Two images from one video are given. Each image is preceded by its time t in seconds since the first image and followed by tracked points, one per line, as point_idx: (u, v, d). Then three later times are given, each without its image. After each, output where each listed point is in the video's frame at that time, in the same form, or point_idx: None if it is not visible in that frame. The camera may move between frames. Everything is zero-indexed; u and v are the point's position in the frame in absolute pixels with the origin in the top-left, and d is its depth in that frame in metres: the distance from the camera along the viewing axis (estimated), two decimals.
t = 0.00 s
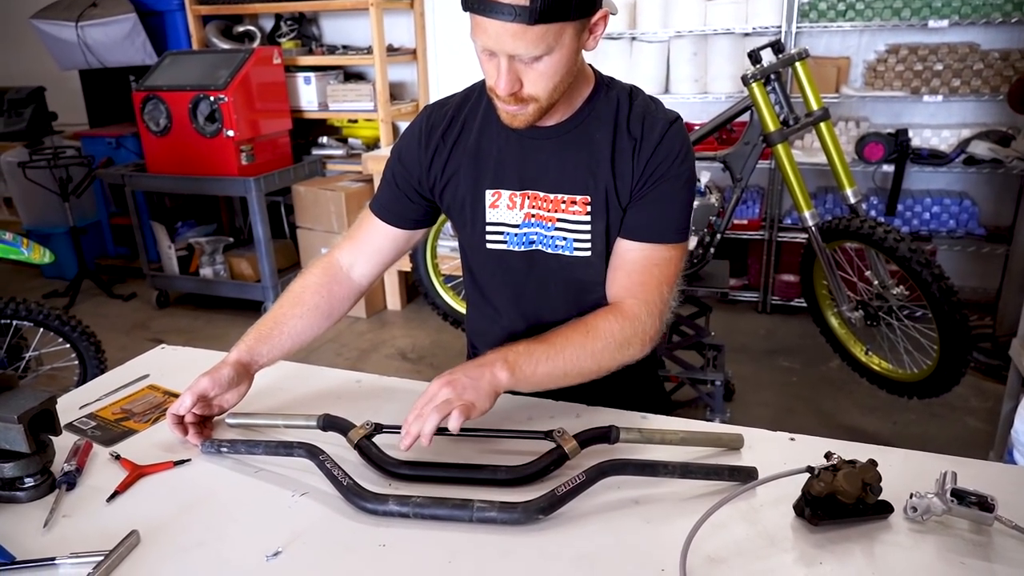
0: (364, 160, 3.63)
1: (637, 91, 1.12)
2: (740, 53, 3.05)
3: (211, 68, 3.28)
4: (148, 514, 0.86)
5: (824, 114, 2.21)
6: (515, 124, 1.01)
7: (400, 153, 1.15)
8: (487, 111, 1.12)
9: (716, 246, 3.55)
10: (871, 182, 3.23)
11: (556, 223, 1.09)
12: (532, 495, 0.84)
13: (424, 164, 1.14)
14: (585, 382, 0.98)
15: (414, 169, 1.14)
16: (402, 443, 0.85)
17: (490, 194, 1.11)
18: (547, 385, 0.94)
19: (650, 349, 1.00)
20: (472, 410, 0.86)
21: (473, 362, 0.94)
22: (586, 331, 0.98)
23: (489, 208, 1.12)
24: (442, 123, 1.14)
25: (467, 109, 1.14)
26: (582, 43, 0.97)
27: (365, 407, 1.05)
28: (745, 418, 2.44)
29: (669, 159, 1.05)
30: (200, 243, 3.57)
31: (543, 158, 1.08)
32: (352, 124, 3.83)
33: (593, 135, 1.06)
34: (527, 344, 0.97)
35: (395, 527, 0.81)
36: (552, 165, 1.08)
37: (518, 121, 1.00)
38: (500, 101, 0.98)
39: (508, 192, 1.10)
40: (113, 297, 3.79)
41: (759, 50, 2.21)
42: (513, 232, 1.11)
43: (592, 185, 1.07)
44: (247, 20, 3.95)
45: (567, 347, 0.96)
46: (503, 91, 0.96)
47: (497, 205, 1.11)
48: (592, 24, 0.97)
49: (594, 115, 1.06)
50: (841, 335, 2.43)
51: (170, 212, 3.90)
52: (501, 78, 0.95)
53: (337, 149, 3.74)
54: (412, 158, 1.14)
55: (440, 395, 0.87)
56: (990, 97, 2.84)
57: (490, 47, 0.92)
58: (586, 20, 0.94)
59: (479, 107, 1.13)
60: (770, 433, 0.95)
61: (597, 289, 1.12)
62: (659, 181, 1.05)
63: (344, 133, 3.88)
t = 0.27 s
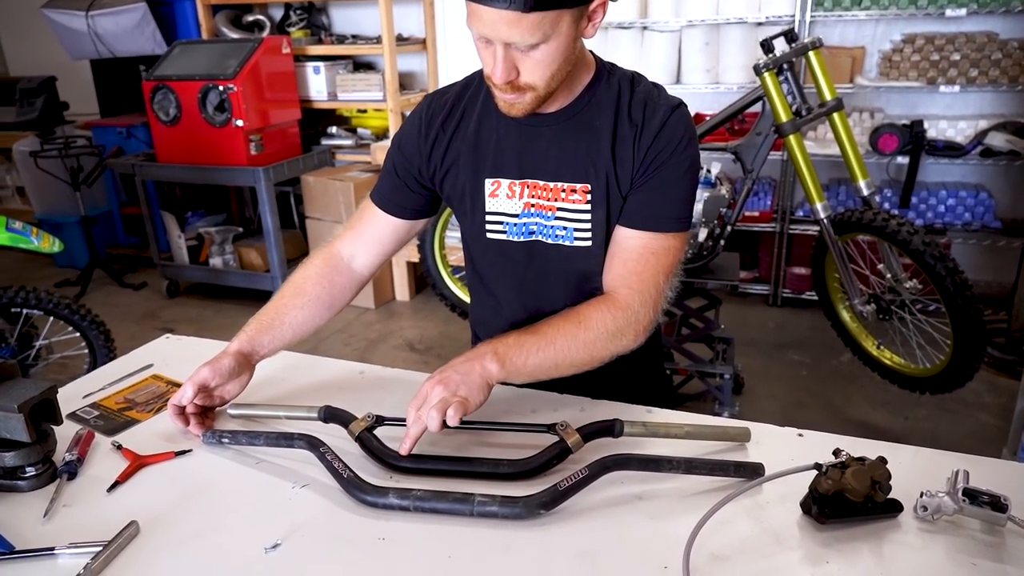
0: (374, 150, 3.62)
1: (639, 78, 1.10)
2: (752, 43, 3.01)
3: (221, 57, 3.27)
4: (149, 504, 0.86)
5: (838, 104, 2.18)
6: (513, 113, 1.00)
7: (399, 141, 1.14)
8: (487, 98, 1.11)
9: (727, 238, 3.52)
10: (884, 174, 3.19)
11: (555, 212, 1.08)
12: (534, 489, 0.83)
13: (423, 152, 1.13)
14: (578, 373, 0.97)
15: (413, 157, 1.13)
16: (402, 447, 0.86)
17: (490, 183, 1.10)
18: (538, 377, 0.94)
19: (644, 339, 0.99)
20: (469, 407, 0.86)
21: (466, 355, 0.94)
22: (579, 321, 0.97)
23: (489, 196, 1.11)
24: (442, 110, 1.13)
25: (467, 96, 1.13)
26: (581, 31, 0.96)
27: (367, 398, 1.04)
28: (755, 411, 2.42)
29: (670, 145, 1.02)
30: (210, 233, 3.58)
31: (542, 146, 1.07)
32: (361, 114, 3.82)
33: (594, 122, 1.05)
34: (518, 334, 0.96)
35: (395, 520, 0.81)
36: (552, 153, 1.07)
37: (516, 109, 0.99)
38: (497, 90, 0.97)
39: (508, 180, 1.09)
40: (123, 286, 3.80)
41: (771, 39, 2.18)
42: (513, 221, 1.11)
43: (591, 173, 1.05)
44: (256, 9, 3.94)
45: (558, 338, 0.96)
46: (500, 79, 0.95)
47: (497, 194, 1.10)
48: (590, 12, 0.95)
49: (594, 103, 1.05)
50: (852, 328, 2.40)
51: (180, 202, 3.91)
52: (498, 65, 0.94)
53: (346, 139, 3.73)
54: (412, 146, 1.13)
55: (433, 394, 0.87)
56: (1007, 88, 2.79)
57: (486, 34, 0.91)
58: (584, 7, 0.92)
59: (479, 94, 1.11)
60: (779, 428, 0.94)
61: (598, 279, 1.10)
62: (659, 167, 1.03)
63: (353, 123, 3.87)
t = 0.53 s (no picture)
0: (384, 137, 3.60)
1: (646, 61, 1.09)
2: (768, 28, 2.95)
3: (231, 43, 3.25)
4: (147, 492, 0.85)
5: (854, 90, 2.14)
6: (518, 95, 0.98)
7: (402, 125, 1.13)
8: (491, 81, 1.09)
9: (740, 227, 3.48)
10: (902, 163, 3.14)
11: (559, 197, 1.06)
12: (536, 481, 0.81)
13: (426, 136, 1.12)
14: (583, 362, 0.96)
15: (415, 141, 1.12)
16: (402, 437, 0.84)
17: (493, 167, 1.09)
18: (541, 367, 0.92)
19: (649, 327, 0.97)
20: (469, 398, 0.85)
21: (468, 345, 0.93)
22: (583, 310, 0.95)
23: (492, 181, 1.10)
24: (445, 94, 1.11)
25: (470, 80, 1.11)
26: (587, 12, 0.94)
27: (369, 386, 1.03)
28: (766, 403, 2.40)
29: (678, 129, 1.00)
30: (221, 219, 3.59)
31: (547, 130, 1.06)
32: (372, 101, 3.80)
33: (599, 106, 1.03)
34: (521, 324, 0.95)
35: (394, 511, 0.79)
36: (556, 137, 1.05)
37: (521, 92, 0.97)
38: (502, 72, 0.95)
39: (511, 164, 1.08)
40: (135, 272, 3.82)
41: (787, 24, 2.14)
42: (517, 207, 1.09)
43: (596, 158, 1.04)
44: None
45: (562, 328, 0.94)
46: (505, 61, 0.93)
47: (500, 179, 1.09)
48: None
49: (599, 86, 1.03)
50: (866, 319, 2.36)
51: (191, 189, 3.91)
52: (502, 47, 0.92)
53: (357, 126, 3.72)
54: (414, 130, 1.12)
55: (433, 384, 0.86)
56: None
57: (491, 14, 0.89)
58: None
59: (482, 78, 1.10)
60: (787, 421, 0.92)
61: (603, 265, 1.08)
62: (666, 151, 1.00)
63: (364, 110, 3.85)
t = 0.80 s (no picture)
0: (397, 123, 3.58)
1: (654, 41, 1.06)
2: (786, 9, 2.89)
3: (243, 28, 3.24)
4: (148, 477, 0.84)
5: (874, 72, 2.09)
6: (521, 76, 0.96)
7: (404, 108, 1.12)
8: (494, 63, 1.07)
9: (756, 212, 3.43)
10: (923, 147, 3.08)
11: (564, 180, 1.04)
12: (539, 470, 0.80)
13: (429, 120, 1.10)
14: (588, 349, 0.94)
15: (418, 125, 1.11)
16: (403, 424, 0.83)
17: (496, 150, 1.07)
18: (545, 353, 0.91)
19: (655, 313, 0.95)
20: (471, 385, 0.83)
21: (470, 331, 0.91)
22: (588, 296, 0.93)
23: (496, 164, 1.08)
24: (448, 76, 1.10)
25: (474, 61, 1.10)
26: None
27: (373, 372, 1.02)
28: (780, 391, 2.37)
29: (687, 110, 0.97)
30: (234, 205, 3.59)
31: (551, 112, 1.04)
32: (385, 86, 3.78)
33: (605, 87, 1.01)
34: (525, 309, 0.93)
35: (394, 499, 0.78)
36: (561, 119, 1.03)
37: (524, 73, 0.95)
38: (504, 53, 0.93)
39: (515, 147, 1.06)
40: (151, 258, 3.84)
41: (805, 4, 2.09)
42: (521, 191, 1.07)
43: (602, 140, 1.02)
44: None
45: (566, 313, 0.92)
46: (507, 41, 0.91)
47: (504, 162, 1.07)
48: None
49: (605, 67, 1.01)
50: (884, 307, 2.32)
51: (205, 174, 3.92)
52: (504, 26, 0.90)
53: (369, 111, 3.70)
54: (417, 112, 1.10)
55: (434, 370, 0.85)
56: None
57: None
58: None
59: (486, 59, 1.08)
60: (798, 410, 0.90)
61: (609, 251, 1.06)
62: (674, 133, 0.98)
63: (377, 95, 3.83)
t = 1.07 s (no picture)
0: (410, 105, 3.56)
1: (664, 16, 1.03)
2: None
3: (255, 9, 3.22)
4: (150, 458, 0.84)
5: (894, 51, 2.03)
6: (523, 52, 0.95)
7: (407, 86, 1.10)
8: (498, 39, 1.06)
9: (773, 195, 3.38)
10: (945, 128, 3.01)
11: (569, 159, 1.03)
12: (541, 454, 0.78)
13: (432, 98, 1.08)
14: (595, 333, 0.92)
15: (421, 103, 1.09)
16: (406, 407, 0.82)
17: (500, 129, 1.06)
18: (551, 337, 0.89)
19: (663, 297, 0.93)
20: (477, 368, 0.82)
21: (474, 314, 0.90)
22: (595, 279, 0.91)
23: (499, 143, 1.06)
24: (451, 53, 1.08)
25: (478, 38, 1.08)
26: None
27: (377, 354, 1.01)
28: (795, 375, 2.34)
29: (695, 86, 0.95)
30: (248, 187, 3.58)
31: (556, 89, 1.02)
32: (398, 67, 3.76)
33: (611, 64, 0.99)
34: (530, 292, 0.91)
35: (395, 482, 0.77)
36: (566, 97, 1.01)
37: (526, 48, 0.94)
38: (506, 26, 0.93)
39: (519, 126, 1.04)
40: (166, 240, 3.85)
41: None
42: (525, 170, 1.06)
43: (607, 118, 1.00)
44: None
45: (573, 296, 0.90)
46: (508, 14, 0.91)
47: (508, 141, 1.05)
48: None
49: (612, 43, 0.99)
50: (902, 291, 2.28)
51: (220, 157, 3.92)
52: None
53: (383, 93, 3.68)
54: (421, 91, 1.09)
55: (439, 353, 0.83)
56: None
57: None
58: None
59: (491, 36, 1.06)
60: (808, 395, 0.88)
61: (615, 232, 1.04)
62: (682, 111, 0.95)
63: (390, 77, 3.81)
